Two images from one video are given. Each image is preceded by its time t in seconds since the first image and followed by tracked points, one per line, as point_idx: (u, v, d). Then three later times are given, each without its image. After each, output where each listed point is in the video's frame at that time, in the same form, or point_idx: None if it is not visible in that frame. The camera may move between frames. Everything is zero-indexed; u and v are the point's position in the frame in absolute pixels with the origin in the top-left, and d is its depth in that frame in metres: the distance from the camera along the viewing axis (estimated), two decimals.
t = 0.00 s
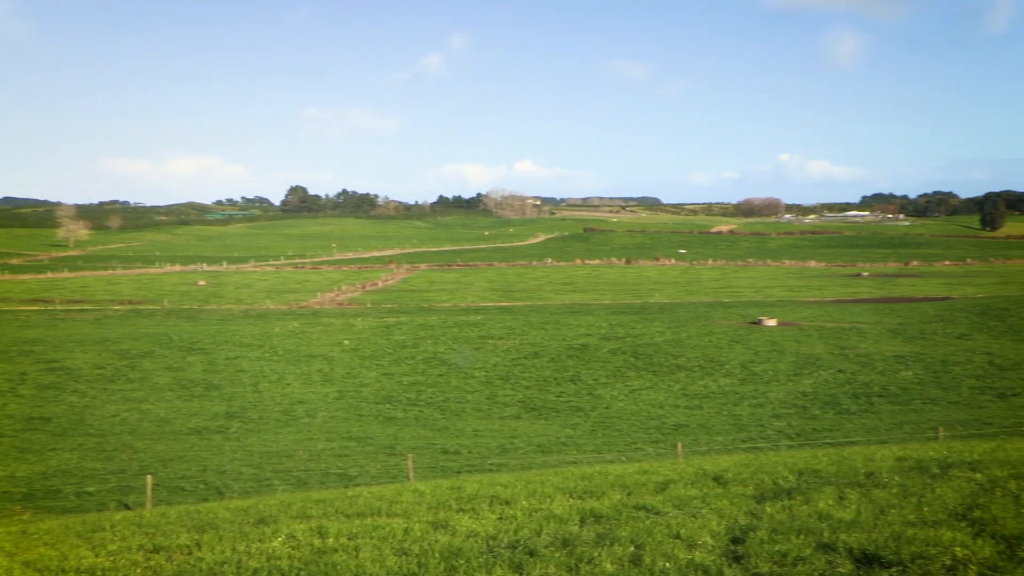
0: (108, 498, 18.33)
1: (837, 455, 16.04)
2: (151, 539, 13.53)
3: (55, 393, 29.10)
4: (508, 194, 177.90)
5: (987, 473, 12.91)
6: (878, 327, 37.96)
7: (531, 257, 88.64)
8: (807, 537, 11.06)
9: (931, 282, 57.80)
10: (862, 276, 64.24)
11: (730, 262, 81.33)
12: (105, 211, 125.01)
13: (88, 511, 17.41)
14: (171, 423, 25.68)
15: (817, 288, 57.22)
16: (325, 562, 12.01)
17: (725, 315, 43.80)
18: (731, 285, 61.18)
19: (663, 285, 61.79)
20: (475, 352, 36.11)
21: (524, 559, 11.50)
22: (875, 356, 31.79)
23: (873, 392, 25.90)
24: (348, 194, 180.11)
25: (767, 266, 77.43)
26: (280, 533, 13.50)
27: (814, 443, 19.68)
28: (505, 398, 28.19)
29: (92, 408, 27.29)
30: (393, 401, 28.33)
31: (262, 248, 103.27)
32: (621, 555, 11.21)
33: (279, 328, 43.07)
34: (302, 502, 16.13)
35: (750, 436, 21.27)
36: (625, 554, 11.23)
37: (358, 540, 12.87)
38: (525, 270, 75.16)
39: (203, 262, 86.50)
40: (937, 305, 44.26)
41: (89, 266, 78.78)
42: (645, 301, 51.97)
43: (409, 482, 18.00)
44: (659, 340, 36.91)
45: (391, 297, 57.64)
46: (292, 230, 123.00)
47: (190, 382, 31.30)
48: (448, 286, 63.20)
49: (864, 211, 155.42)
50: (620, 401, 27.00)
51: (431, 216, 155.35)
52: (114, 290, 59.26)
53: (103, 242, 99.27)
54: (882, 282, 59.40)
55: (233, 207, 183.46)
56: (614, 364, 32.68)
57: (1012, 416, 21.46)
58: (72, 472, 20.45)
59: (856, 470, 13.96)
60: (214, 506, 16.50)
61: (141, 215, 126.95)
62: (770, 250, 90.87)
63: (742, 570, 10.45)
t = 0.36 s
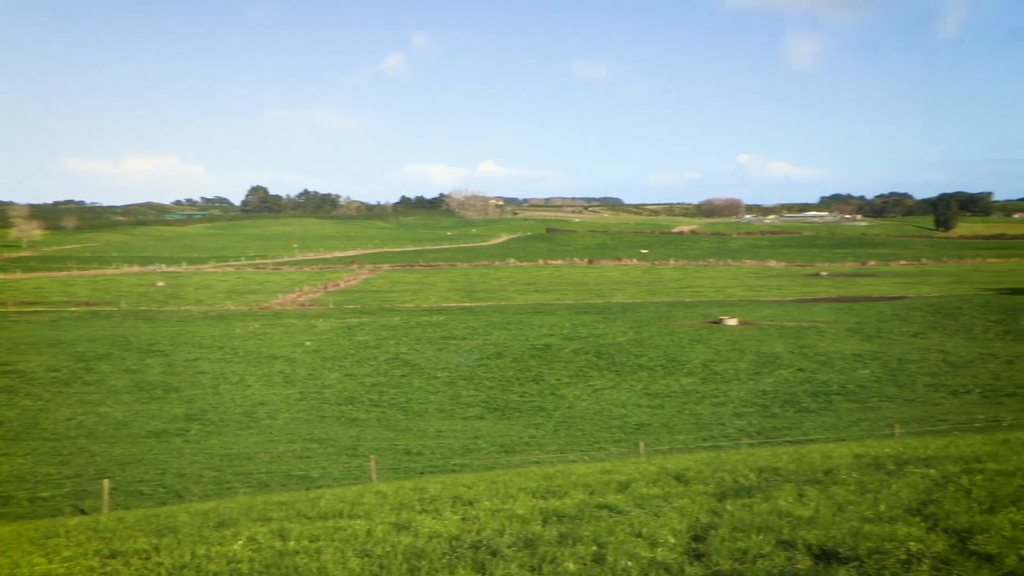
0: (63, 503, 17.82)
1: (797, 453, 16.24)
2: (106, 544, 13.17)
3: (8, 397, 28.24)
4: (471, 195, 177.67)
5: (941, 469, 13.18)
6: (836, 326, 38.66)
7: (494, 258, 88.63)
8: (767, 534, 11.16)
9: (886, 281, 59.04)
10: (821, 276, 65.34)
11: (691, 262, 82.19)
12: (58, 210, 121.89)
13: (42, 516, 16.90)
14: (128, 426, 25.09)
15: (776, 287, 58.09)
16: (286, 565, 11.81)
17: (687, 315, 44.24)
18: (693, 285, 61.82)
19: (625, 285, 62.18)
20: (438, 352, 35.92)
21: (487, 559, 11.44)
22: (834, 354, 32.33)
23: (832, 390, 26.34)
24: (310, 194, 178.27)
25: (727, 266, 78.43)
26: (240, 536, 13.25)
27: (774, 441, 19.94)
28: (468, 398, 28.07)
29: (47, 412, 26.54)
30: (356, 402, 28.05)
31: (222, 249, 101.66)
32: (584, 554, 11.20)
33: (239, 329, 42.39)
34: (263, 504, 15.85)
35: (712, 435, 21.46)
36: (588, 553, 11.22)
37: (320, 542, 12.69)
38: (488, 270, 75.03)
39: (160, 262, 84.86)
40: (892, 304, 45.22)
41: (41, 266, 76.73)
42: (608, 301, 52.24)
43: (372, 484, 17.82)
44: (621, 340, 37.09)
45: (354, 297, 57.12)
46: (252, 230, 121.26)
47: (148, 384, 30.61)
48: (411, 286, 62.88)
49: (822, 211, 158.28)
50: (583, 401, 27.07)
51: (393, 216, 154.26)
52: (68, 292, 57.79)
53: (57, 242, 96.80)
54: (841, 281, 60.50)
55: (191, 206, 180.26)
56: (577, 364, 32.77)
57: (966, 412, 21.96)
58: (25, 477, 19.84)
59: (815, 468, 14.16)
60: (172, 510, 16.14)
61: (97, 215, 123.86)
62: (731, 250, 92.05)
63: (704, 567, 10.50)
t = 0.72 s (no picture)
0: (26, 507, 17.35)
1: (765, 452, 16.36)
2: (69, 549, 12.83)
3: None
4: (441, 195, 177.20)
5: (906, 466, 13.37)
6: (802, 326, 39.15)
7: (464, 258, 88.43)
8: (735, 532, 11.20)
9: (852, 281, 59.92)
10: (788, 276, 66.11)
11: (660, 262, 82.71)
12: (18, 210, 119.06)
13: (4, 521, 16.45)
14: (93, 429, 24.55)
15: (745, 287, 58.67)
16: (255, 567, 11.61)
17: (656, 315, 44.53)
18: (662, 284, 62.23)
19: (595, 285, 62.36)
20: (408, 353, 35.71)
21: (457, 559, 11.35)
22: (802, 353, 32.69)
23: (800, 389, 26.65)
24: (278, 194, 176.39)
25: (696, 266, 79.06)
26: (207, 539, 13.01)
27: (742, 440, 20.10)
28: (438, 399, 27.92)
29: (9, 415, 25.86)
30: (325, 403, 27.75)
31: (188, 249, 100.16)
32: (553, 554, 11.16)
33: (207, 330, 41.75)
34: (231, 506, 15.59)
35: (681, 434, 21.57)
36: (557, 553, 11.18)
37: (289, 544, 12.50)
38: (458, 271, 74.80)
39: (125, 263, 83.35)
40: (857, 303, 45.91)
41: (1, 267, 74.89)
42: (578, 301, 52.36)
43: (342, 485, 17.63)
44: (590, 340, 37.16)
45: (323, 298, 56.57)
46: (219, 230, 119.63)
47: (114, 386, 29.98)
48: (381, 287, 62.53)
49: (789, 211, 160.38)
50: (552, 401, 27.08)
51: (362, 216, 153.15)
52: (30, 293, 56.46)
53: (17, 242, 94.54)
54: (808, 281, 61.30)
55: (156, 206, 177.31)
56: (547, 364, 32.77)
57: (930, 410, 22.32)
58: None
59: (783, 466, 14.27)
60: (139, 513, 15.81)
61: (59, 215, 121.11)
62: (700, 250, 92.82)
63: (673, 566, 10.50)
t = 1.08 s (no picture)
0: None
1: (734, 450, 16.49)
2: (31, 553, 12.51)
3: None
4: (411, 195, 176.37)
5: (872, 464, 13.54)
6: (770, 325, 39.61)
7: (434, 258, 88.13)
8: (705, 530, 11.24)
9: (819, 280, 60.67)
10: (757, 275, 66.77)
11: (630, 262, 83.18)
12: None
13: None
14: (57, 431, 24.00)
15: (714, 286, 59.17)
16: (223, 570, 11.42)
17: (626, 314, 44.78)
18: (632, 284, 62.57)
19: (566, 285, 62.45)
20: (378, 353, 35.48)
21: (428, 560, 11.26)
22: (770, 352, 33.04)
23: (768, 387, 26.94)
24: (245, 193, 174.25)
25: (666, 265, 79.60)
26: (174, 542, 12.76)
27: (711, 439, 20.26)
28: (408, 399, 27.75)
29: None
30: (294, 403, 27.44)
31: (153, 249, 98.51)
32: (524, 554, 11.11)
33: (174, 331, 41.09)
34: (199, 509, 15.32)
35: (651, 433, 21.68)
36: (528, 553, 11.14)
37: (258, 546, 12.32)
38: (429, 271, 74.47)
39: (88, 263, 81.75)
40: (823, 303, 46.54)
41: None
42: (548, 301, 52.38)
43: (311, 486, 17.43)
44: (561, 340, 37.18)
45: (292, 299, 55.93)
46: (186, 230, 117.82)
47: (78, 388, 29.35)
48: (351, 287, 62.06)
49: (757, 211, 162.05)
50: (523, 401, 27.07)
51: (332, 216, 151.73)
52: None
53: None
54: (776, 280, 62.01)
55: (121, 205, 174.14)
56: (518, 364, 32.75)
57: (895, 408, 22.68)
58: None
59: (751, 464, 14.39)
60: (104, 516, 15.48)
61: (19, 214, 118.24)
62: (669, 250, 93.49)
63: (644, 564, 10.51)
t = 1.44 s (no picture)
0: None
1: (704, 448, 16.59)
2: None
3: None
4: (381, 194, 175.27)
5: (838, 461, 13.69)
6: (739, 324, 40.01)
7: (405, 257, 87.67)
8: (675, 529, 11.26)
9: (787, 280, 61.36)
10: (725, 275, 67.32)
11: (601, 262, 83.52)
12: None
13: None
14: (20, 434, 23.43)
15: (683, 286, 59.53)
16: (190, 573, 11.21)
17: (597, 314, 44.90)
18: (603, 283, 62.83)
19: (537, 284, 62.44)
20: (348, 353, 35.18)
21: (398, 560, 11.16)
22: (739, 351, 33.34)
23: (737, 386, 27.20)
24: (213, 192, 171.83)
25: (636, 265, 80.04)
26: (141, 545, 12.51)
27: (681, 437, 20.38)
28: (378, 399, 27.54)
29: None
30: (264, 404, 27.10)
31: (118, 249, 96.71)
32: (494, 554, 11.06)
33: (141, 331, 40.37)
34: (166, 511, 15.04)
35: (622, 432, 21.74)
36: (499, 552, 11.09)
37: (227, 548, 12.12)
38: (399, 270, 74.00)
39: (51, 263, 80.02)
40: (792, 302, 47.07)
41: None
42: (519, 301, 52.34)
43: (281, 488, 17.21)
44: (532, 340, 37.17)
45: (261, 299, 55.26)
46: (151, 230, 115.85)
47: (42, 390, 28.70)
48: (321, 287, 61.49)
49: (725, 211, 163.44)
50: (494, 400, 27.00)
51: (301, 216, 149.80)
52: None
53: None
54: (745, 280, 62.62)
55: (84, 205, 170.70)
56: (489, 363, 32.65)
57: (861, 406, 23.01)
58: None
59: (721, 462, 14.48)
60: (68, 520, 15.13)
61: None
62: (639, 249, 94.02)
63: (614, 563, 10.51)
